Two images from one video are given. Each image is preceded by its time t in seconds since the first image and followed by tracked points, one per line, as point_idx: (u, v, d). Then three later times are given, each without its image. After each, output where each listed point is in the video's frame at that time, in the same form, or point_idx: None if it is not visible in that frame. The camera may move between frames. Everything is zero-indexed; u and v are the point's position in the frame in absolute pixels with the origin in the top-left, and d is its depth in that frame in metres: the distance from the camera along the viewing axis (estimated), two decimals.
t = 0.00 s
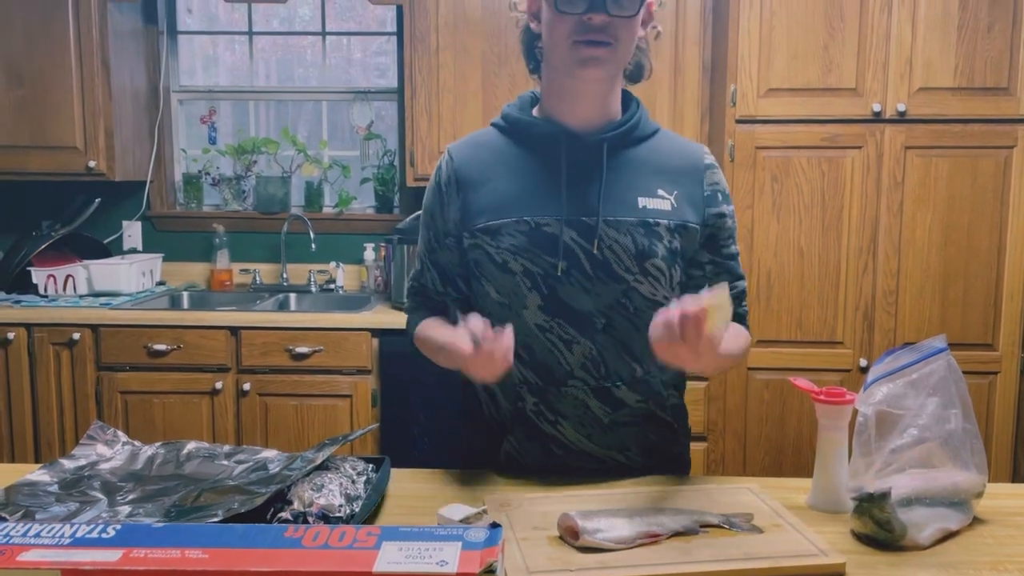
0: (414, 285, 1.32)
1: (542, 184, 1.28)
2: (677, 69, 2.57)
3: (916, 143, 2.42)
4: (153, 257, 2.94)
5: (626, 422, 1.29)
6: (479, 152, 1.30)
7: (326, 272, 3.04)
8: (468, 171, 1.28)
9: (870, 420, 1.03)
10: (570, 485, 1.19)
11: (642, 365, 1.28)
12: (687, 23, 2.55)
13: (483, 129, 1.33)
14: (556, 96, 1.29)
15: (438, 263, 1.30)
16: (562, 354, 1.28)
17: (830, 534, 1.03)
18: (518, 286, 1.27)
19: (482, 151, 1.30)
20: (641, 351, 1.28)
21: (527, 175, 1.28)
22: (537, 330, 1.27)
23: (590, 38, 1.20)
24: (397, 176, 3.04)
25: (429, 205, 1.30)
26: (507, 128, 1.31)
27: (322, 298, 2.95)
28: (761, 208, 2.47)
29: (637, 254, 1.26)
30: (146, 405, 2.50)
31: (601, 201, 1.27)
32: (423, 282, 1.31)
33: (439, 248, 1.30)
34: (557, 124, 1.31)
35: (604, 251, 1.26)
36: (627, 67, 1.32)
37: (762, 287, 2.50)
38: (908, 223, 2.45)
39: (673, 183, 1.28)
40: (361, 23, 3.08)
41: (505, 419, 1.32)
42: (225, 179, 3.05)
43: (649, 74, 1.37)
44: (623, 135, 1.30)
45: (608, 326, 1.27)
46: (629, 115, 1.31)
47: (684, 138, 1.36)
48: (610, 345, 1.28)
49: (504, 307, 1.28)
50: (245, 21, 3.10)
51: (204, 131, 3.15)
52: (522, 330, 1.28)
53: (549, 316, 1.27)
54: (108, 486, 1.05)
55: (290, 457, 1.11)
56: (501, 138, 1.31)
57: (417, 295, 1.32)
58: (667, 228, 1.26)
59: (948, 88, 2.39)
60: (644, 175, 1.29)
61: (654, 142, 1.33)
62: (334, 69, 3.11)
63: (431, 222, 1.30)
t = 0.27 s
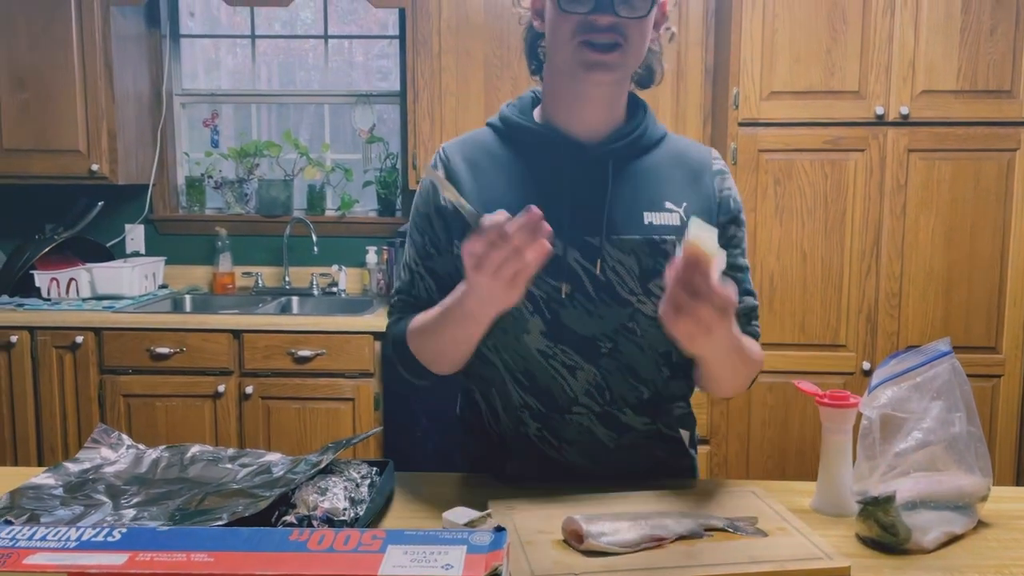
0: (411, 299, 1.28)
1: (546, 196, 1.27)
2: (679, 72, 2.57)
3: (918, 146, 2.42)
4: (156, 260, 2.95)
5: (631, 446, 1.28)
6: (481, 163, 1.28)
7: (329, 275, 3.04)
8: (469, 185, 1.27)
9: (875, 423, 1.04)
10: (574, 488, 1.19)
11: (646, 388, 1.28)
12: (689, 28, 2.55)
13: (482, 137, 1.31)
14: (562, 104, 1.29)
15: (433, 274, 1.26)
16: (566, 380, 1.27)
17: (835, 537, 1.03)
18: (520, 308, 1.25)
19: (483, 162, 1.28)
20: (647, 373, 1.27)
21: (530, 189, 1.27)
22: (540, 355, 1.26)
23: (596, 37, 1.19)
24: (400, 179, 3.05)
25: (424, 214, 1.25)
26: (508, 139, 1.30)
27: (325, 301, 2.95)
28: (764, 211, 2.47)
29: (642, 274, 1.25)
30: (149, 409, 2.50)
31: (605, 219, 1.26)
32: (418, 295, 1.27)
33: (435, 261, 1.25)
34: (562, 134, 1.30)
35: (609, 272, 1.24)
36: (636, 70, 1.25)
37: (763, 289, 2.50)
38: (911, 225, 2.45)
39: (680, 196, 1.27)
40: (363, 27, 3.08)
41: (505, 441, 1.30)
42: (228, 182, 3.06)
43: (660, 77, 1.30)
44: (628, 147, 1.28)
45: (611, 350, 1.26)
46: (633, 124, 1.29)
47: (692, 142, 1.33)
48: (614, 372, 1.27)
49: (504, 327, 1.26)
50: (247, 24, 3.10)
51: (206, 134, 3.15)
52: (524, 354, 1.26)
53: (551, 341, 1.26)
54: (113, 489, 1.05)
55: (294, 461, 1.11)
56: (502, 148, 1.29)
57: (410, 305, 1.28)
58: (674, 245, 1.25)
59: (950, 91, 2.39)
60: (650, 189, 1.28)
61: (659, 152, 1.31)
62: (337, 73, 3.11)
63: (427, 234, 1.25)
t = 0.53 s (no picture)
0: (411, 335, 1.25)
1: (554, 234, 1.23)
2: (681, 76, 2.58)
3: (921, 151, 2.42)
4: (159, 265, 2.95)
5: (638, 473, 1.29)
6: (482, 197, 1.24)
7: (332, 280, 3.04)
8: (470, 221, 1.23)
9: (878, 427, 1.05)
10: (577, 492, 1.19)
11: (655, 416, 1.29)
12: (691, 33, 2.56)
13: (484, 170, 1.26)
14: (565, 135, 1.24)
15: (435, 311, 1.23)
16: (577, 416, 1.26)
17: (839, 541, 1.03)
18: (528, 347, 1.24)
19: (484, 195, 1.24)
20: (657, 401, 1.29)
21: (535, 226, 1.23)
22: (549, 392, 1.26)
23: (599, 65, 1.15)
24: (403, 184, 3.05)
25: (424, 249, 1.22)
26: (512, 173, 1.25)
27: (328, 306, 2.95)
28: (766, 215, 2.48)
29: (653, 311, 1.25)
30: (153, 413, 2.51)
31: (615, 258, 1.23)
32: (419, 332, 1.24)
33: (438, 298, 1.23)
34: (567, 167, 1.25)
35: (619, 312, 1.24)
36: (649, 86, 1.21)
37: (765, 295, 2.49)
38: (914, 229, 2.45)
39: (690, 227, 1.26)
40: (366, 32, 3.09)
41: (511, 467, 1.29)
42: (231, 187, 3.07)
43: (666, 99, 1.34)
44: (639, 181, 1.25)
45: (620, 385, 1.26)
46: (641, 153, 1.26)
47: (697, 158, 1.32)
48: (625, 407, 1.27)
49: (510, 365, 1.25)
50: (251, 30, 3.11)
51: (210, 140, 3.16)
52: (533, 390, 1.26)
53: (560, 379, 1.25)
54: (117, 493, 1.05)
55: (298, 465, 1.11)
56: (502, 179, 1.25)
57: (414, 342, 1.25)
58: (684, 280, 1.26)
59: (953, 96, 2.40)
60: (659, 225, 1.25)
61: (667, 183, 1.27)
62: (340, 78, 3.12)
63: (429, 272, 1.22)
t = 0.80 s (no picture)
0: (407, 341, 1.26)
1: (548, 242, 1.23)
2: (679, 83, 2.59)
3: (918, 158, 2.43)
4: (157, 271, 2.95)
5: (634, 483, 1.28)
6: (477, 205, 1.25)
7: (330, 286, 3.04)
8: (466, 228, 1.24)
9: (875, 434, 1.05)
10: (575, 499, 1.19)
11: (650, 426, 1.28)
12: (689, 41, 2.57)
13: (481, 178, 1.26)
14: (560, 144, 1.24)
15: (429, 319, 1.24)
16: (570, 424, 1.26)
17: (836, 548, 1.03)
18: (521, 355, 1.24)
19: (479, 203, 1.25)
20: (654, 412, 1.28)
21: (530, 234, 1.23)
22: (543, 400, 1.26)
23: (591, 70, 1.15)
24: (401, 190, 3.06)
25: (419, 257, 1.23)
26: (508, 181, 1.26)
27: (326, 313, 2.95)
28: (764, 222, 2.48)
29: (647, 321, 1.25)
30: (150, 420, 2.50)
31: (609, 266, 1.23)
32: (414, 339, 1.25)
33: (432, 306, 1.24)
34: (562, 175, 1.26)
35: (614, 320, 1.23)
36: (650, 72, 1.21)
37: (763, 302, 2.50)
38: (911, 235, 2.45)
39: (685, 236, 1.26)
40: (364, 39, 3.10)
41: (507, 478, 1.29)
42: (228, 195, 3.08)
43: (660, 109, 1.35)
44: (636, 188, 1.25)
45: (615, 394, 1.26)
46: (637, 161, 1.27)
47: (693, 171, 1.32)
48: (619, 415, 1.27)
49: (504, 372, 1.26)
50: (249, 37, 3.12)
51: (208, 146, 3.17)
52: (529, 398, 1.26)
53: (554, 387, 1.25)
54: (114, 500, 1.05)
55: (295, 472, 1.11)
56: (497, 187, 1.26)
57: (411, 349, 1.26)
58: (679, 290, 1.25)
59: (949, 102, 2.40)
60: (654, 233, 1.25)
61: (661, 193, 1.28)
62: (338, 85, 3.13)
63: (424, 279, 1.23)
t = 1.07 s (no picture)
0: (412, 333, 1.25)
1: (548, 228, 1.25)
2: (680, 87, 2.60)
3: (918, 161, 2.43)
4: (159, 275, 2.96)
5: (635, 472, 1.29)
6: (478, 194, 1.25)
7: (331, 290, 3.05)
8: (468, 217, 1.24)
9: (874, 436, 1.05)
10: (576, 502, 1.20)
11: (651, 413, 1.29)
12: (689, 45, 2.58)
13: (482, 169, 1.27)
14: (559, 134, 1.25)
15: (433, 308, 1.24)
16: (572, 410, 1.26)
17: (836, 550, 1.03)
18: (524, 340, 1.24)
19: (481, 193, 1.26)
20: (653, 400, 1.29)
21: (531, 220, 1.24)
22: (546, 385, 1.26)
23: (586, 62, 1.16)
24: (402, 194, 3.06)
25: (423, 246, 1.24)
26: (508, 171, 1.27)
27: (327, 316, 2.96)
28: (765, 225, 2.48)
29: (646, 306, 1.26)
30: (152, 423, 2.51)
31: (608, 250, 1.25)
32: (417, 329, 1.25)
33: (436, 294, 1.24)
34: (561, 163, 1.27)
35: (613, 303, 1.25)
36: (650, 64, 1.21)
37: (764, 305, 2.50)
38: (911, 239, 2.46)
39: (681, 224, 1.27)
40: (365, 43, 3.11)
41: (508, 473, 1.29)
42: (230, 198, 3.08)
43: (655, 101, 1.35)
44: (632, 177, 1.27)
45: (617, 379, 1.26)
46: (632, 152, 1.29)
47: (686, 163, 1.34)
48: (620, 402, 1.27)
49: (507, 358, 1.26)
50: (250, 41, 3.13)
51: (210, 150, 3.17)
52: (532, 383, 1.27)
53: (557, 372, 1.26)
54: (117, 503, 1.06)
55: (296, 475, 1.11)
56: (499, 177, 1.27)
57: (417, 339, 1.25)
58: (676, 275, 1.26)
59: (949, 106, 2.41)
60: (651, 220, 1.27)
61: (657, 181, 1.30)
62: (339, 89, 3.14)
63: (428, 267, 1.23)
